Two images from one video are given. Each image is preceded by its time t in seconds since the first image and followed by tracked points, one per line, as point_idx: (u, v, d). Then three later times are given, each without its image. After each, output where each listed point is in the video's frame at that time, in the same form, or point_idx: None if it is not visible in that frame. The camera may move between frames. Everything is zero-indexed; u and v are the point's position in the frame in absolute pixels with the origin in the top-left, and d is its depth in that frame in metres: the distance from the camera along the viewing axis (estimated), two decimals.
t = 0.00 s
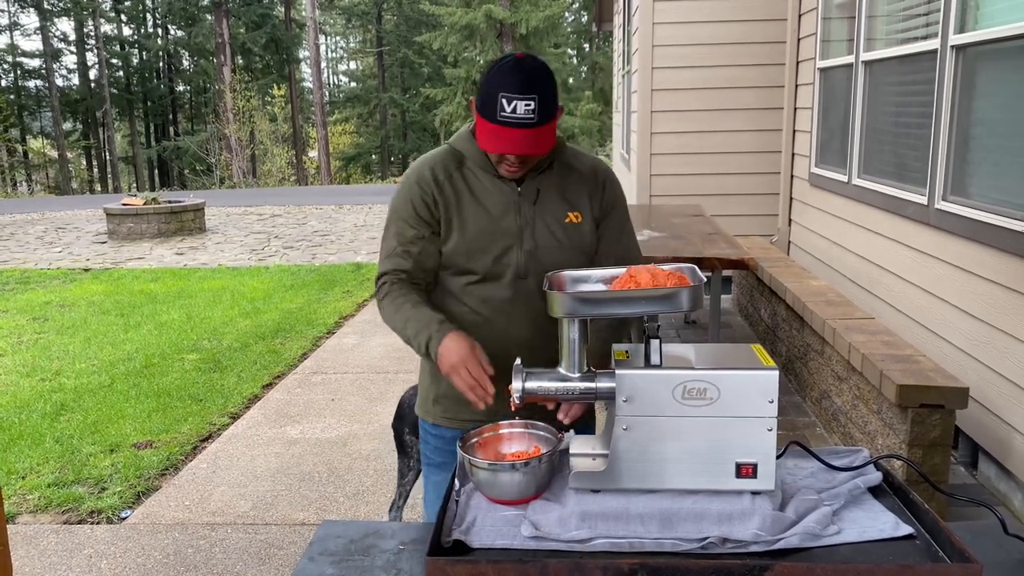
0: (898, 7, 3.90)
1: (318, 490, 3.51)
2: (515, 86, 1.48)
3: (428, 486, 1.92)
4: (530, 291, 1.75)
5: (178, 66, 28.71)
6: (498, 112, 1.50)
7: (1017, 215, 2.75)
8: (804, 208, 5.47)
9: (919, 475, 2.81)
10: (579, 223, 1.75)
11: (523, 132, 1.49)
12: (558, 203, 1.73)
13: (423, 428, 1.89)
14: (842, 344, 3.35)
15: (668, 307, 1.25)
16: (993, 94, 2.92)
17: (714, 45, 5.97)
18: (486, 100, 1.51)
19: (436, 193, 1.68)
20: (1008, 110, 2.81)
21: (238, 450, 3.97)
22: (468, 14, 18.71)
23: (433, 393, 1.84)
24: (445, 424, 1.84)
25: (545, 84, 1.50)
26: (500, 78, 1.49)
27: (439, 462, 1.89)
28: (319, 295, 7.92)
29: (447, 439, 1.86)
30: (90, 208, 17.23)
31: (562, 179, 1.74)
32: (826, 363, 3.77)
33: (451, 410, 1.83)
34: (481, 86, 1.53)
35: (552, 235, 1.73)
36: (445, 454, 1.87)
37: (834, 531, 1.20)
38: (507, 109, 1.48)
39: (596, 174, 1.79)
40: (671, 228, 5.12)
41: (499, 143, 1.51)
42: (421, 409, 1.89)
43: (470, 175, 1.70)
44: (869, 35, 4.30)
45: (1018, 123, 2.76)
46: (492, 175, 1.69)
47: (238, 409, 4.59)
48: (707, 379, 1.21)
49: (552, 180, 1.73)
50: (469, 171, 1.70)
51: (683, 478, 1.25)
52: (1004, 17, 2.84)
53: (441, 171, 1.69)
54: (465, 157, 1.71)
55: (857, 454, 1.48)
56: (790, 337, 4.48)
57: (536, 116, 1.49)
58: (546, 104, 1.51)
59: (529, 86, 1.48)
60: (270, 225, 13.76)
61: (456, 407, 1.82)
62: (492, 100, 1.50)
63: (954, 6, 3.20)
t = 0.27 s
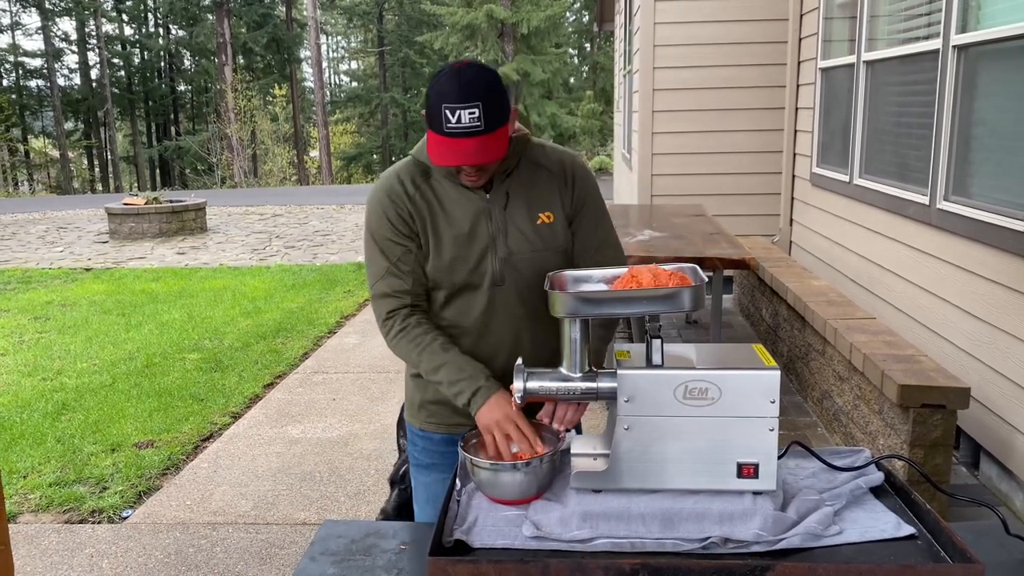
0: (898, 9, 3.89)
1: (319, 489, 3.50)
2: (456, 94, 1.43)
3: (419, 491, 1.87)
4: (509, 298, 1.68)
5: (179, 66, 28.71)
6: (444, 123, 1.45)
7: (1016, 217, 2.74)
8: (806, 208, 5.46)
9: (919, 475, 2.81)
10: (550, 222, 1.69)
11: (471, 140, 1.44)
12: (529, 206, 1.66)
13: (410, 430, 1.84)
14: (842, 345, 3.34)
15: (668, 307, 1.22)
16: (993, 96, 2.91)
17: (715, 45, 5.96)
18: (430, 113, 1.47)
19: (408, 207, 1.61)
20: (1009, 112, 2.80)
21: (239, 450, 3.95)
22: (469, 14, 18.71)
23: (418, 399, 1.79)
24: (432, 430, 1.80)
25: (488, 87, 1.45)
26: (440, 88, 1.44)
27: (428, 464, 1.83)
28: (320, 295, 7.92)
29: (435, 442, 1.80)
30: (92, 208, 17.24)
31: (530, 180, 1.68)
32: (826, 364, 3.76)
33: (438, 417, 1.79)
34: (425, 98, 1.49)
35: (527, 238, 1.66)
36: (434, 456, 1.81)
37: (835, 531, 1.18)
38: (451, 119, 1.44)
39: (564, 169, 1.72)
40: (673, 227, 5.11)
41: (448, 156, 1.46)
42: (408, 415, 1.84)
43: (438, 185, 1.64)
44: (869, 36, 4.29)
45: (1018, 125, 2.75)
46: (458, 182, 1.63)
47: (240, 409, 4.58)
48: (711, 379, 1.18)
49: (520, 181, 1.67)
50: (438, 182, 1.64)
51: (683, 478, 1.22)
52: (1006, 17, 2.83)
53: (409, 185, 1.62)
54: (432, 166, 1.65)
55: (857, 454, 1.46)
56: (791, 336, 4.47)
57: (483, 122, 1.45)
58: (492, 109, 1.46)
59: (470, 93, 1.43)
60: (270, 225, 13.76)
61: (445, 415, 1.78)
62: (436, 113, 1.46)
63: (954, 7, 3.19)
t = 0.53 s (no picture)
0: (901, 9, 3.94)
1: (322, 488, 3.54)
2: (451, 94, 1.48)
3: (421, 493, 1.91)
4: (509, 297, 1.72)
5: (181, 65, 28.78)
6: (440, 124, 1.49)
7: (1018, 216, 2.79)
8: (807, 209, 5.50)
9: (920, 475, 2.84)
10: (548, 220, 1.74)
11: (466, 139, 1.48)
12: (525, 205, 1.71)
13: (411, 434, 1.88)
14: (844, 345, 3.38)
15: (670, 307, 1.26)
16: (995, 95, 2.95)
17: (717, 45, 6.00)
18: (426, 114, 1.51)
19: (405, 209, 1.65)
20: (1012, 111, 2.84)
21: (240, 449, 4.00)
22: (470, 14, 18.75)
23: (420, 402, 1.83)
24: (433, 433, 1.84)
25: (483, 88, 1.50)
26: (435, 89, 1.49)
27: (428, 467, 1.87)
28: (322, 295, 7.96)
29: (437, 445, 1.84)
30: (94, 208, 17.30)
31: (526, 179, 1.73)
32: (829, 363, 3.80)
33: (440, 418, 1.82)
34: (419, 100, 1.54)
35: (526, 237, 1.71)
36: (435, 459, 1.85)
37: (836, 531, 1.22)
38: (446, 120, 1.48)
39: (559, 168, 1.77)
40: (673, 228, 5.15)
41: (445, 156, 1.50)
42: (410, 419, 1.88)
43: (435, 187, 1.68)
44: (872, 36, 4.33)
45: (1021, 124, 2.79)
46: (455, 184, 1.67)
47: (241, 408, 4.63)
48: (713, 381, 1.22)
49: (516, 180, 1.72)
50: (434, 185, 1.68)
51: (685, 478, 1.26)
52: (1008, 17, 2.87)
53: (407, 188, 1.66)
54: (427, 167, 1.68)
55: (859, 454, 1.50)
56: (792, 337, 4.51)
57: (478, 121, 1.49)
58: (487, 108, 1.50)
59: (465, 92, 1.48)
60: (272, 224, 13.81)
61: (448, 416, 1.82)
62: (431, 114, 1.50)
63: (957, 8, 3.23)
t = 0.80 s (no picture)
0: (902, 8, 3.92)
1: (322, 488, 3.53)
2: (460, 91, 1.47)
3: (422, 492, 1.90)
4: (512, 297, 1.71)
5: (182, 65, 28.78)
6: (447, 121, 1.48)
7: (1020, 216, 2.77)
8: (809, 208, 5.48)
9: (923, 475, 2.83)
10: (552, 220, 1.73)
11: (473, 137, 1.47)
12: (529, 205, 1.70)
13: (413, 434, 1.87)
14: (846, 345, 3.36)
15: (672, 306, 1.25)
16: (997, 95, 2.94)
17: (719, 44, 5.99)
18: (433, 110, 1.50)
19: (407, 207, 1.63)
20: (1013, 111, 2.82)
21: (241, 449, 3.99)
22: (472, 14, 18.73)
23: (421, 403, 1.81)
24: (433, 433, 1.83)
25: (491, 86, 1.49)
26: (444, 85, 1.47)
27: (430, 467, 1.86)
28: (323, 294, 7.95)
29: (439, 445, 1.83)
30: (95, 207, 17.29)
31: (529, 178, 1.71)
32: (831, 363, 3.78)
33: (440, 419, 1.81)
34: (426, 96, 1.52)
35: (529, 236, 1.70)
36: (437, 460, 1.84)
37: (839, 531, 1.20)
38: (454, 117, 1.47)
39: (563, 167, 1.76)
40: (675, 227, 5.14)
41: (450, 153, 1.49)
42: (410, 419, 1.87)
43: (437, 185, 1.66)
44: (874, 34, 4.32)
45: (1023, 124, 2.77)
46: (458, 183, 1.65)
47: (242, 408, 4.62)
48: (714, 380, 1.20)
49: (520, 179, 1.70)
50: (437, 183, 1.66)
51: (686, 478, 1.25)
52: (1009, 16, 2.85)
53: (409, 187, 1.64)
54: (430, 166, 1.67)
55: (859, 453, 1.49)
56: (794, 337, 4.49)
57: (486, 119, 1.47)
58: (495, 106, 1.49)
59: (474, 89, 1.46)
60: (274, 224, 13.80)
61: (449, 417, 1.80)
62: (438, 110, 1.48)
63: (959, 6, 3.22)
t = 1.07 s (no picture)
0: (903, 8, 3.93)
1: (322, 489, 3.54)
2: (468, 93, 1.47)
3: (421, 491, 1.91)
4: (512, 297, 1.72)
5: (183, 65, 28.79)
6: (454, 122, 1.49)
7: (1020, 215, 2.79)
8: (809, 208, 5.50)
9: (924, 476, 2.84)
10: (553, 222, 1.74)
11: (479, 140, 1.48)
12: (530, 206, 1.71)
13: (412, 433, 1.88)
14: (847, 345, 3.37)
15: (674, 306, 1.26)
16: (999, 96, 2.95)
17: (720, 45, 6.00)
18: (439, 110, 1.50)
19: (409, 207, 1.64)
20: (1014, 111, 2.84)
21: (242, 448, 4.00)
22: (472, 14, 18.76)
23: (420, 403, 1.83)
24: (432, 432, 1.84)
25: (497, 88, 1.50)
26: (451, 86, 1.47)
27: (429, 466, 1.87)
28: (324, 294, 7.96)
29: (438, 445, 1.84)
30: (96, 207, 17.32)
31: (531, 179, 1.73)
32: (831, 363, 3.80)
33: (439, 419, 1.82)
34: (432, 96, 1.52)
35: (530, 237, 1.71)
36: (436, 459, 1.86)
37: (839, 531, 1.22)
38: (461, 119, 1.48)
39: (564, 169, 1.78)
40: (676, 228, 5.15)
41: (455, 154, 1.50)
42: (410, 420, 1.88)
43: (439, 186, 1.67)
44: (875, 34, 4.33)
45: None
46: (461, 182, 1.67)
47: (242, 407, 4.63)
48: (714, 380, 1.21)
49: (522, 180, 1.72)
50: (438, 183, 1.67)
51: (687, 478, 1.26)
52: (1010, 17, 2.86)
53: (410, 186, 1.65)
54: (432, 166, 1.68)
55: (861, 454, 1.50)
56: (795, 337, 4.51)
57: (493, 122, 1.49)
58: (501, 108, 1.50)
59: (483, 92, 1.47)
60: (275, 224, 13.82)
61: (446, 418, 1.82)
62: (445, 112, 1.49)
63: (959, 7, 3.23)
